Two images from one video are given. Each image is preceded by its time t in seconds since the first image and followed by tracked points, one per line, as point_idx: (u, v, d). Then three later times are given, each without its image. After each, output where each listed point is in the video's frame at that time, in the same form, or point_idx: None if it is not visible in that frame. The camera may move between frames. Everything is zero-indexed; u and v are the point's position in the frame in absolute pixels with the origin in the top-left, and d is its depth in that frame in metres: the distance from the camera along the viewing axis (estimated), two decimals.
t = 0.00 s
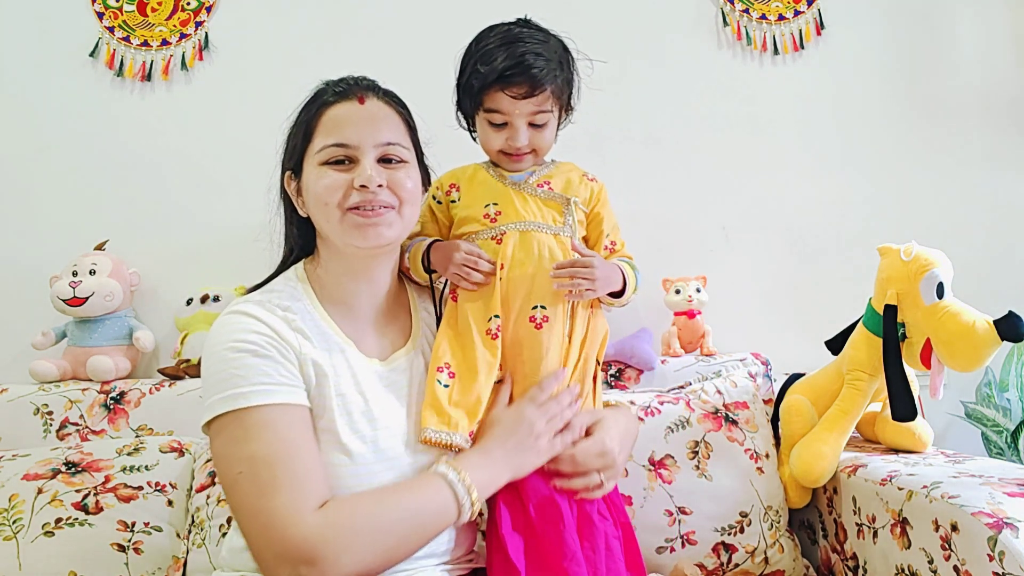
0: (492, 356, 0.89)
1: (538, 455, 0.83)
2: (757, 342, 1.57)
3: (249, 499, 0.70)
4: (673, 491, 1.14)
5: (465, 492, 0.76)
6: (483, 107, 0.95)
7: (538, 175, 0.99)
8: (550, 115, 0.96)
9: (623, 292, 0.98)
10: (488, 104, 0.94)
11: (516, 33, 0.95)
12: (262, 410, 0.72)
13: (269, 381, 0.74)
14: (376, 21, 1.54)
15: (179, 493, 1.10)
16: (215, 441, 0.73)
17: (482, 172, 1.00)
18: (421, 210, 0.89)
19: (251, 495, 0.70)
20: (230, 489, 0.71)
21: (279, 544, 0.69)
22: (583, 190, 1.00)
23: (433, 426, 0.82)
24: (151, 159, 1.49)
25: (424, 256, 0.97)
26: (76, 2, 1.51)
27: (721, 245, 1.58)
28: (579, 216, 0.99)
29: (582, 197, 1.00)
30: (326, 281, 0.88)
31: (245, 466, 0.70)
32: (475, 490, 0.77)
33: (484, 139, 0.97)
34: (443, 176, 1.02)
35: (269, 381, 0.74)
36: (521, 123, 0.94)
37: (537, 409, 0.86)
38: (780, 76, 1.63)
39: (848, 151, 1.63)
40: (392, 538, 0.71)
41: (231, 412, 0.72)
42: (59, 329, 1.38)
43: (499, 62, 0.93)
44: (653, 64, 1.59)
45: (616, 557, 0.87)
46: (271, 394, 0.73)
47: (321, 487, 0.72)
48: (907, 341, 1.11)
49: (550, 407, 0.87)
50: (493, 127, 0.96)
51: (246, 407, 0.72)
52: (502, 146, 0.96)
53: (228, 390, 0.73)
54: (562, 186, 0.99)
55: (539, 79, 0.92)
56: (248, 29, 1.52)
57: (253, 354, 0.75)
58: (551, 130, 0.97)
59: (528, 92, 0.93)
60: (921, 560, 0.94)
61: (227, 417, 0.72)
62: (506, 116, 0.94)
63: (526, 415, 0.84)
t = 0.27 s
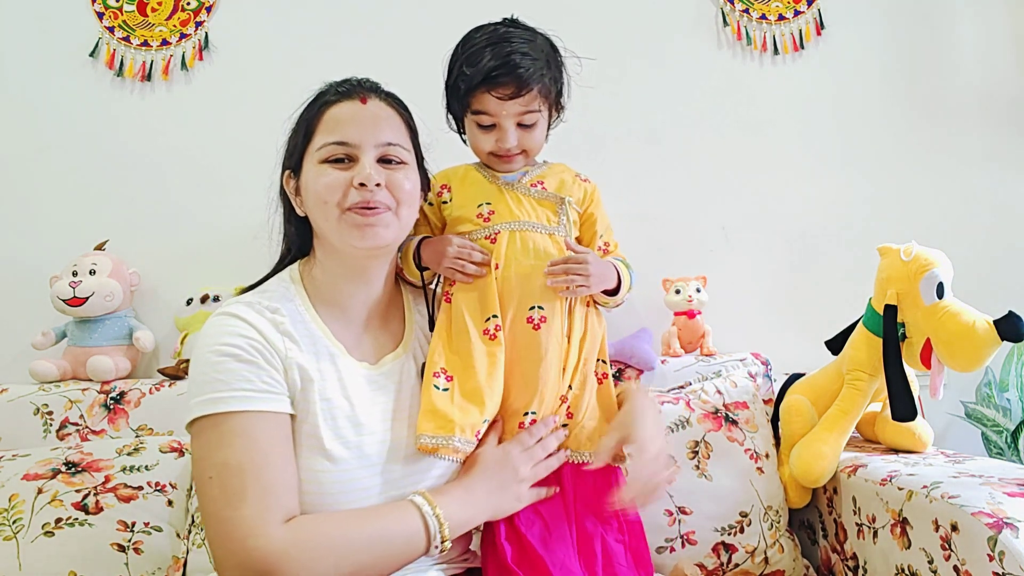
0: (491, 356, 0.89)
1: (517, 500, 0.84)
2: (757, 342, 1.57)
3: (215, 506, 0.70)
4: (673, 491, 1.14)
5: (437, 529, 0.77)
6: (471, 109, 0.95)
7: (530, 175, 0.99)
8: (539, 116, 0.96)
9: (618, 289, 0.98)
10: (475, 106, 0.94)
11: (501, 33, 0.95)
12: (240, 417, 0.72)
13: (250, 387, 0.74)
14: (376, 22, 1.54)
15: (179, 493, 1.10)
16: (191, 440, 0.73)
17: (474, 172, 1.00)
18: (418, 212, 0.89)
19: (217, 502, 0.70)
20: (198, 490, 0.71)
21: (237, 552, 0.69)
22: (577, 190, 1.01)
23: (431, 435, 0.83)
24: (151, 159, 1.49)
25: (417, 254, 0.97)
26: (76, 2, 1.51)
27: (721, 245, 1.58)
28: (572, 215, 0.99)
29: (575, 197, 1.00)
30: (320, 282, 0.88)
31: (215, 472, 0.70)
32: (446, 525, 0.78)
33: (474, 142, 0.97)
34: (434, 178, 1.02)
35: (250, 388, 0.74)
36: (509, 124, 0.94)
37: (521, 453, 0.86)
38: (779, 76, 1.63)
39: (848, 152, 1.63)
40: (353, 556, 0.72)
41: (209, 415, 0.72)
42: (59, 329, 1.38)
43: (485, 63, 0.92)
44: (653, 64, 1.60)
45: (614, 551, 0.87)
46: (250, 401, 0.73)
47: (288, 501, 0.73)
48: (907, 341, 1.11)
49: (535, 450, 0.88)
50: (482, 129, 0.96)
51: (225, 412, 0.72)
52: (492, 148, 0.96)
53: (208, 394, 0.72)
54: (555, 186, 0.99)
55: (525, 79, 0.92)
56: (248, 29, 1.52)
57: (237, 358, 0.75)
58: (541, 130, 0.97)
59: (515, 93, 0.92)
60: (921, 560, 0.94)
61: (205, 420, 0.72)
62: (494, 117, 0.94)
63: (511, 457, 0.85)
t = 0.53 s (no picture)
0: (494, 358, 0.89)
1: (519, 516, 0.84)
2: (757, 342, 1.57)
3: (213, 504, 0.71)
4: (673, 491, 1.14)
5: (436, 532, 0.77)
6: (461, 111, 0.95)
7: (526, 176, 0.99)
8: (530, 115, 0.95)
9: (616, 288, 0.98)
10: (466, 108, 0.94)
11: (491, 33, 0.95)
12: (239, 415, 0.73)
13: (249, 385, 0.74)
14: (376, 22, 1.54)
15: (179, 493, 1.10)
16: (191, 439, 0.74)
17: (472, 172, 1.00)
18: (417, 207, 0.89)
19: (216, 501, 0.70)
20: (198, 489, 0.72)
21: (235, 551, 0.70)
22: (575, 189, 1.00)
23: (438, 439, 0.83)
24: (150, 159, 1.49)
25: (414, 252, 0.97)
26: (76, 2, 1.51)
27: (721, 245, 1.58)
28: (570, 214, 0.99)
29: (573, 196, 1.00)
30: (319, 281, 0.88)
31: (214, 470, 0.71)
32: (447, 532, 0.78)
33: (466, 143, 0.97)
34: (429, 178, 1.02)
35: (248, 386, 0.74)
36: (500, 124, 0.94)
37: (527, 468, 0.87)
38: (779, 76, 1.63)
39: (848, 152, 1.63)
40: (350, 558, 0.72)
41: (209, 414, 0.73)
42: (59, 329, 1.38)
43: (474, 65, 0.93)
44: (653, 64, 1.60)
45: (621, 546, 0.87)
46: (248, 399, 0.73)
47: (287, 502, 0.73)
48: (907, 341, 1.11)
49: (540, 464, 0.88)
50: (473, 131, 0.96)
51: (224, 411, 0.72)
52: (485, 149, 0.96)
53: (206, 393, 0.73)
54: (552, 186, 0.99)
55: (513, 79, 0.92)
56: (248, 29, 1.52)
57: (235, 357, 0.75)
58: (532, 129, 0.97)
59: (504, 92, 0.92)
60: (921, 560, 0.94)
61: (204, 418, 0.73)
62: (485, 118, 0.94)
63: (516, 473, 0.86)
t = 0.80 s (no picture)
0: (488, 361, 0.89)
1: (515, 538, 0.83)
2: (757, 342, 1.57)
3: (207, 510, 0.71)
4: (673, 491, 1.14)
5: (429, 549, 0.76)
6: (458, 114, 0.97)
7: (529, 178, 0.99)
8: (524, 111, 0.95)
9: (615, 295, 0.98)
10: (460, 109, 0.95)
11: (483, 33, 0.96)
12: (236, 422, 0.73)
13: (247, 391, 0.74)
14: (376, 22, 1.54)
15: (179, 493, 1.09)
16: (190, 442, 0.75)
17: (474, 173, 1.00)
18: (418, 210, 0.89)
19: (210, 507, 0.71)
20: (195, 493, 0.73)
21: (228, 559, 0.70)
22: (578, 193, 0.99)
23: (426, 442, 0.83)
24: (150, 159, 1.49)
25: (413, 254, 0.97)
26: (75, 2, 1.51)
27: (721, 245, 1.58)
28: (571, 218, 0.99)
29: (575, 200, 0.99)
30: (319, 284, 0.88)
31: (209, 477, 0.72)
32: (440, 550, 0.77)
33: (466, 145, 0.98)
34: (433, 181, 1.03)
35: (246, 392, 0.74)
36: (494, 122, 0.94)
37: (528, 492, 0.86)
38: (779, 76, 1.63)
39: (847, 152, 1.63)
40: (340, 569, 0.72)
41: (207, 420, 0.73)
42: (59, 329, 1.38)
43: (463, 65, 0.94)
44: (654, 64, 1.60)
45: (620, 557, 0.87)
46: (246, 406, 0.74)
47: (281, 511, 0.73)
48: (907, 341, 1.11)
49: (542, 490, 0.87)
50: (470, 131, 0.97)
51: (220, 417, 0.73)
52: (482, 148, 0.97)
53: (206, 398, 0.73)
54: (554, 189, 0.98)
55: (501, 75, 0.92)
56: (248, 29, 1.52)
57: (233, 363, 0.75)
58: (530, 126, 0.96)
59: (493, 90, 0.93)
60: (921, 560, 0.94)
61: (201, 424, 0.73)
62: (478, 118, 0.95)
63: (518, 495, 0.85)
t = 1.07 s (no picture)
0: (487, 363, 0.88)
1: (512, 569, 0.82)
2: (757, 342, 1.57)
3: (201, 516, 0.72)
4: (673, 491, 1.14)
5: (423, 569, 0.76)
6: (461, 120, 0.97)
7: (541, 180, 0.98)
8: (522, 107, 0.94)
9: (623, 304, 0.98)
10: (461, 112, 0.96)
11: (471, 39, 0.98)
12: (231, 431, 0.73)
13: (243, 400, 0.74)
14: (376, 22, 1.54)
15: (179, 493, 1.09)
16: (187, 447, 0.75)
17: (487, 176, 1.01)
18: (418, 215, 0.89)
19: (205, 514, 0.72)
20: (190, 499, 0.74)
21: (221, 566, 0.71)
22: (590, 197, 0.99)
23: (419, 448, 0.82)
24: (150, 159, 1.49)
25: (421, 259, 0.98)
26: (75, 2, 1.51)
27: (721, 245, 1.58)
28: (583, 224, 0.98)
29: (587, 203, 0.99)
30: (319, 288, 0.88)
31: (205, 484, 0.72)
32: (435, 571, 0.77)
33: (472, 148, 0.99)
34: (447, 183, 1.03)
35: (242, 401, 0.74)
36: (493, 119, 0.94)
37: (531, 522, 0.85)
38: (779, 76, 1.63)
39: (847, 152, 1.63)
40: None
41: (203, 427, 0.73)
42: (59, 329, 1.38)
43: (456, 69, 0.95)
44: (654, 64, 1.60)
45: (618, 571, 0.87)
46: (242, 415, 0.74)
47: (275, 520, 0.74)
48: (907, 341, 1.11)
49: (545, 522, 0.86)
50: (474, 133, 0.97)
51: (215, 425, 0.73)
52: (486, 148, 0.96)
53: (202, 404, 0.73)
54: (566, 193, 0.98)
55: (491, 71, 0.93)
56: (248, 29, 1.52)
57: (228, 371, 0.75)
58: (530, 121, 0.95)
59: (486, 87, 0.93)
60: (921, 560, 0.94)
61: (197, 431, 0.73)
62: (477, 119, 0.95)
63: (518, 525, 0.83)
